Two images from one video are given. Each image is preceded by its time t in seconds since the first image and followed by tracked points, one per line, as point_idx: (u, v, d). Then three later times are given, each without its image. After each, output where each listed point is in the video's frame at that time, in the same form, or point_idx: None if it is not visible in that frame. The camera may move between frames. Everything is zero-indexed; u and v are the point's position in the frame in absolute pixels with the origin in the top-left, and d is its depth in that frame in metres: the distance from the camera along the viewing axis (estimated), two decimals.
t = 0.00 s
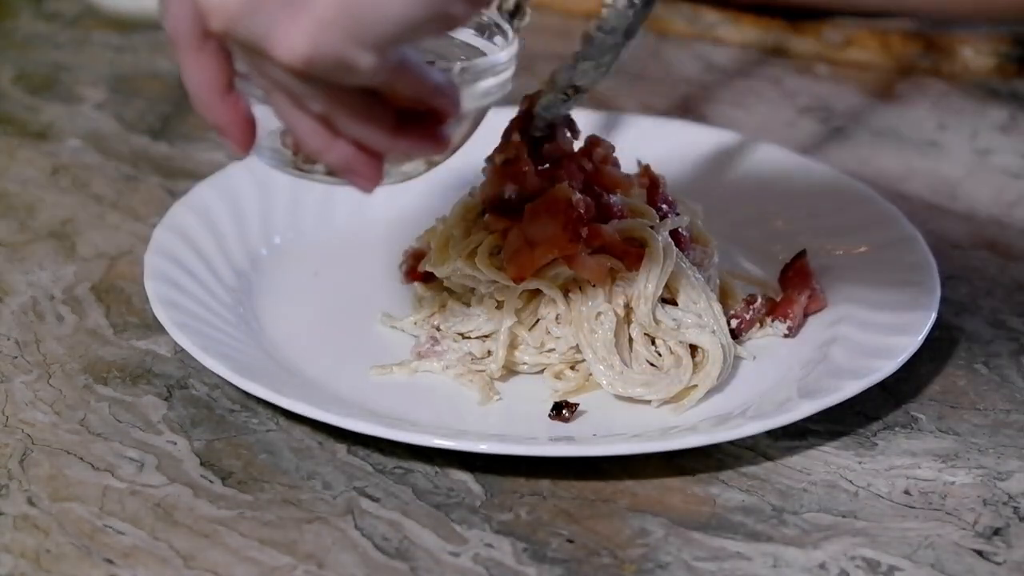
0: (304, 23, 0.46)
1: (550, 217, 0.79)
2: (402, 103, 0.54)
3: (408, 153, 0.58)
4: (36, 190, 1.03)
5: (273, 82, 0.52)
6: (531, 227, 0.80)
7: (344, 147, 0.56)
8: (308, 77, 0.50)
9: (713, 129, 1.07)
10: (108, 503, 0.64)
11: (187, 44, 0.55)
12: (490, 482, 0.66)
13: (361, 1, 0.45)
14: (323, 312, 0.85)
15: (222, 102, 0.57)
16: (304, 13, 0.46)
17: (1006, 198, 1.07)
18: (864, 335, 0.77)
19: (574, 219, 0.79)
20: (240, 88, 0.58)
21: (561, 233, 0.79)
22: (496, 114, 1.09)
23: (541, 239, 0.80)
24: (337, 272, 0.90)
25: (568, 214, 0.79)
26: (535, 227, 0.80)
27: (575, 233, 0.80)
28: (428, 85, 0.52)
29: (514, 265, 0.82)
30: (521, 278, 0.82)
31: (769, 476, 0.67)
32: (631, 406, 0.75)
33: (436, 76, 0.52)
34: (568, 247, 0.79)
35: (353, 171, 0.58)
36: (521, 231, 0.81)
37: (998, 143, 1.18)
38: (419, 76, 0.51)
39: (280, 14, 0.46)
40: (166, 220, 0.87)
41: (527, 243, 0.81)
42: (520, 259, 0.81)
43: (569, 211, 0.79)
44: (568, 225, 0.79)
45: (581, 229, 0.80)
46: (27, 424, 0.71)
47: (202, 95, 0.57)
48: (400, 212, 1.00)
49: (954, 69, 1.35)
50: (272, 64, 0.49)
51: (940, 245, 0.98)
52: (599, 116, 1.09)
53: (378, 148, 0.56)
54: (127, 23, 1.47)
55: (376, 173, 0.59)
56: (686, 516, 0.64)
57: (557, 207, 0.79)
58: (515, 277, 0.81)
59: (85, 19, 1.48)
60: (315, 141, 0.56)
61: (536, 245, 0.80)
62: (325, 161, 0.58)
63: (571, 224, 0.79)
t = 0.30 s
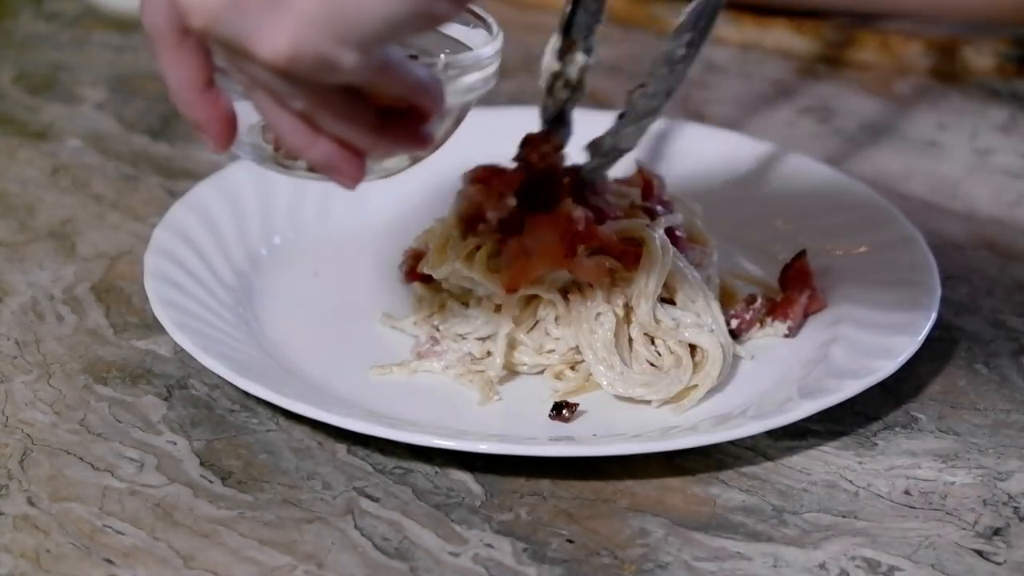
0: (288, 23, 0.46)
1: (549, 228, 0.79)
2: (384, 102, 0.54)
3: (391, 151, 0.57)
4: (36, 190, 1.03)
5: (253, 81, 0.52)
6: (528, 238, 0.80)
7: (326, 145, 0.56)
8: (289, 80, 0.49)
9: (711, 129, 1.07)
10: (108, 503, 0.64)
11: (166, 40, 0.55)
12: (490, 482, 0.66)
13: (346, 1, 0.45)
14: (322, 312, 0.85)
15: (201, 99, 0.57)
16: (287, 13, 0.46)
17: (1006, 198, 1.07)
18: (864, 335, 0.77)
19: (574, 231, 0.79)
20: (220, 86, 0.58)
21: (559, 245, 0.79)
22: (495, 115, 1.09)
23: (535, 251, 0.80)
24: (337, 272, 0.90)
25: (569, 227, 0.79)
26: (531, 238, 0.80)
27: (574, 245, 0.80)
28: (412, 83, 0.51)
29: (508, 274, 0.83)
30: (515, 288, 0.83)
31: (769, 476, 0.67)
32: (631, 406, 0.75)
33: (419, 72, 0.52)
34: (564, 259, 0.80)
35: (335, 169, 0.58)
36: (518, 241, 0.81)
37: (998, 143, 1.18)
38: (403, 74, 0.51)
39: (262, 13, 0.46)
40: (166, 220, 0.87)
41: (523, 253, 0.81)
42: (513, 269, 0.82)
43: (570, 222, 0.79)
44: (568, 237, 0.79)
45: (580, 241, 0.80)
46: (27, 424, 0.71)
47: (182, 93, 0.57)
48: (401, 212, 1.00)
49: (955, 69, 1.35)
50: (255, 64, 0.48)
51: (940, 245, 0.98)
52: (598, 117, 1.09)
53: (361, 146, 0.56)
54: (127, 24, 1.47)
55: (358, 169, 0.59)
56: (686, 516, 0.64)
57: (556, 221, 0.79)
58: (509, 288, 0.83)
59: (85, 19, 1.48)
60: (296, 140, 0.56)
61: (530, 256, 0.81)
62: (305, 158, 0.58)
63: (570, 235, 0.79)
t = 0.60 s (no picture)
0: (308, 26, 0.46)
1: (529, 236, 0.81)
2: (406, 102, 0.55)
3: (410, 151, 0.58)
4: (36, 190, 1.03)
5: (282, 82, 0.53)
6: (510, 244, 0.82)
7: (348, 142, 0.57)
8: (312, 79, 0.50)
9: (713, 130, 1.07)
10: (108, 503, 0.64)
11: (187, 41, 0.54)
12: (490, 482, 0.66)
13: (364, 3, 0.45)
14: (322, 312, 0.85)
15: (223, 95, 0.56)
16: (307, 18, 0.46)
17: (1006, 198, 1.07)
18: (865, 335, 0.77)
19: (552, 240, 0.81)
20: (244, 85, 0.56)
21: (539, 254, 0.81)
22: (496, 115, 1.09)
23: (519, 257, 0.82)
24: (337, 272, 0.90)
25: (546, 235, 0.81)
26: (514, 245, 0.82)
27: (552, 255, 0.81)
28: (434, 83, 0.53)
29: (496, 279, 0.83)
30: (502, 293, 0.83)
31: (769, 476, 0.67)
32: (631, 407, 0.75)
33: (442, 72, 0.54)
34: (544, 267, 0.82)
35: (354, 166, 0.59)
36: (501, 248, 0.83)
37: (998, 143, 1.18)
38: (424, 73, 0.52)
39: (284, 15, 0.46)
40: (166, 220, 0.87)
41: (506, 259, 0.82)
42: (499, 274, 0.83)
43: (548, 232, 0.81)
44: (546, 246, 0.81)
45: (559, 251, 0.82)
46: (27, 424, 0.71)
47: (204, 89, 0.56)
48: (402, 212, 1.00)
49: (955, 69, 1.35)
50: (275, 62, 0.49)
51: (940, 245, 0.98)
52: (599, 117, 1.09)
53: (381, 142, 0.57)
54: (127, 24, 1.47)
55: (379, 168, 0.60)
56: (686, 515, 0.64)
57: (534, 228, 0.81)
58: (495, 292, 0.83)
59: (85, 19, 1.48)
60: (318, 136, 0.57)
61: (515, 262, 0.82)
62: (326, 155, 0.59)
63: (548, 244, 0.81)
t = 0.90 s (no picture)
0: None
1: (529, 240, 0.80)
2: None
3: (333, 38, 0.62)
4: (36, 190, 1.03)
5: None
6: (511, 247, 0.80)
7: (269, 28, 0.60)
8: None
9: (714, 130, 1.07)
10: (108, 503, 0.64)
11: None
12: (490, 482, 0.66)
13: None
14: (321, 312, 0.84)
15: None
16: None
17: (1006, 198, 1.07)
18: (865, 335, 0.77)
19: (552, 245, 0.80)
20: None
21: (538, 258, 0.80)
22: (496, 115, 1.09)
23: (518, 261, 0.80)
24: (337, 272, 0.90)
25: (547, 239, 0.79)
26: (514, 248, 0.80)
27: (552, 262, 0.80)
28: None
29: (494, 284, 0.82)
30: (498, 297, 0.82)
31: (769, 476, 0.67)
32: (631, 407, 0.75)
33: None
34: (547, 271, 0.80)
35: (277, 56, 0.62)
36: (502, 252, 0.81)
37: (998, 143, 1.18)
38: None
39: None
40: (166, 220, 0.87)
41: (506, 264, 0.81)
42: (497, 279, 0.81)
43: (548, 236, 0.79)
44: (546, 250, 0.80)
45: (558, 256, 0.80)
46: (27, 424, 0.71)
47: None
48: (402, 212, 1.00)
49: (955, 70, 1.35)
50: None
51: (940, 245, 0.98)
52: (599, 116, 1.09)
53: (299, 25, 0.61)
54: (127, 24, 1.47)
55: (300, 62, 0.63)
56: (686, 516, 0.64)
57: (535, 232, 0.80)
58: (492, 297, 0.82)
59: (85, 19, 1.48)
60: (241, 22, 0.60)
61: (514, 267, 0.81)
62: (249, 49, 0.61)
63: (549, 250, 0.80)
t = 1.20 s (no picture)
0: None
1: (529, 241, 0.80)
2: None
3: None
4: (36, 190, 1.03)
5: None
6: (510, 248, 0.80)
7: None
8: None
9: (714, 130, 1.07)
10: (108, 503, 0.64)
11: None
12: (490, 481, 0.66)
13: None
14: (321, 312, 0.84)
15: None
16: None
17: (1007, 198, 1.07)
18: (866, 335, 0.76)
19: (551, 247, 0.79)
20: None
21: (539, 259, 0.80)
22: (495, 114, 1.09)
23: (518, 262, 0.80)
24: (337, 272, 0.90)
25: (546, 241, 0.79)
26: (513, 250, 0.80)
27: (552, 263, 0.80)
28: None
29: (494, 285, 0.82)
30: (497, 297, 0.82)
31: (769, 476, 0.67)
32: (631, 407, 0.75)
33: None
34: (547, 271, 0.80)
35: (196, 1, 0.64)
36: (501, 253, 0.81)
37: (998, 143, 1.18)
38: None
39: None
40: (166, 220, 0.87)
41: (505, 265, 0.81)
42: (496, 279, 0.81)
43: (548, 237, 0.79)
44: (545, 252, 0.79)
45: (558, 258, 0.80)
46: (27, 424, 0.71)
47: None
48: (402, 212, 1.00)
49: (955, 70, 1.35)
50: None
51: (940, 244, 0.98)
52: (598, 117, 1.09)
53: None
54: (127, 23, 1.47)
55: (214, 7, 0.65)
56: (686, 516, 0.64)
57: (535, 233, 0.80)
58: (491, 298, 0.81)
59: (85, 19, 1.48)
60: None
61: (513, 268, 0.80)
62: None
63: (548, 251, 0.80)
